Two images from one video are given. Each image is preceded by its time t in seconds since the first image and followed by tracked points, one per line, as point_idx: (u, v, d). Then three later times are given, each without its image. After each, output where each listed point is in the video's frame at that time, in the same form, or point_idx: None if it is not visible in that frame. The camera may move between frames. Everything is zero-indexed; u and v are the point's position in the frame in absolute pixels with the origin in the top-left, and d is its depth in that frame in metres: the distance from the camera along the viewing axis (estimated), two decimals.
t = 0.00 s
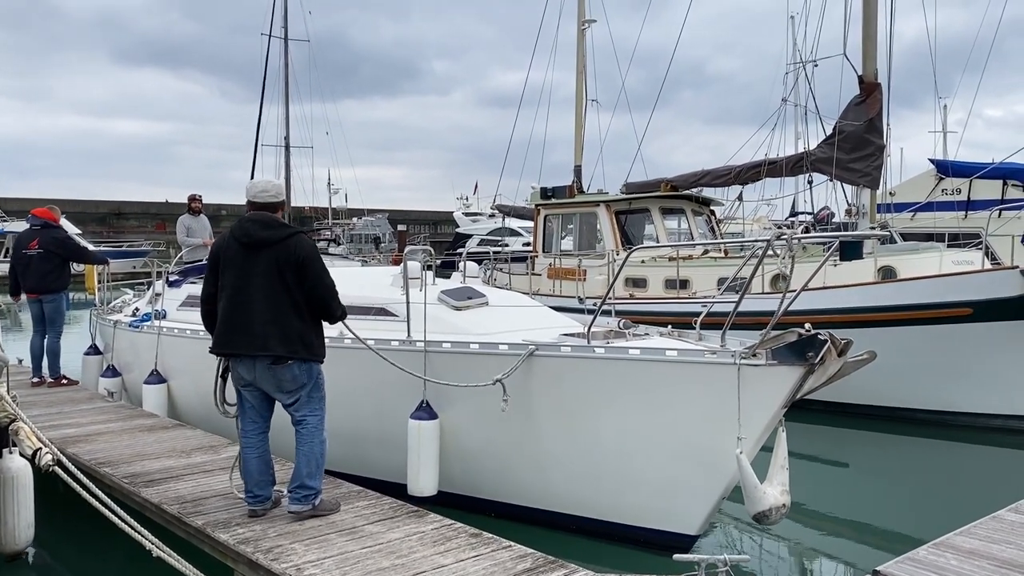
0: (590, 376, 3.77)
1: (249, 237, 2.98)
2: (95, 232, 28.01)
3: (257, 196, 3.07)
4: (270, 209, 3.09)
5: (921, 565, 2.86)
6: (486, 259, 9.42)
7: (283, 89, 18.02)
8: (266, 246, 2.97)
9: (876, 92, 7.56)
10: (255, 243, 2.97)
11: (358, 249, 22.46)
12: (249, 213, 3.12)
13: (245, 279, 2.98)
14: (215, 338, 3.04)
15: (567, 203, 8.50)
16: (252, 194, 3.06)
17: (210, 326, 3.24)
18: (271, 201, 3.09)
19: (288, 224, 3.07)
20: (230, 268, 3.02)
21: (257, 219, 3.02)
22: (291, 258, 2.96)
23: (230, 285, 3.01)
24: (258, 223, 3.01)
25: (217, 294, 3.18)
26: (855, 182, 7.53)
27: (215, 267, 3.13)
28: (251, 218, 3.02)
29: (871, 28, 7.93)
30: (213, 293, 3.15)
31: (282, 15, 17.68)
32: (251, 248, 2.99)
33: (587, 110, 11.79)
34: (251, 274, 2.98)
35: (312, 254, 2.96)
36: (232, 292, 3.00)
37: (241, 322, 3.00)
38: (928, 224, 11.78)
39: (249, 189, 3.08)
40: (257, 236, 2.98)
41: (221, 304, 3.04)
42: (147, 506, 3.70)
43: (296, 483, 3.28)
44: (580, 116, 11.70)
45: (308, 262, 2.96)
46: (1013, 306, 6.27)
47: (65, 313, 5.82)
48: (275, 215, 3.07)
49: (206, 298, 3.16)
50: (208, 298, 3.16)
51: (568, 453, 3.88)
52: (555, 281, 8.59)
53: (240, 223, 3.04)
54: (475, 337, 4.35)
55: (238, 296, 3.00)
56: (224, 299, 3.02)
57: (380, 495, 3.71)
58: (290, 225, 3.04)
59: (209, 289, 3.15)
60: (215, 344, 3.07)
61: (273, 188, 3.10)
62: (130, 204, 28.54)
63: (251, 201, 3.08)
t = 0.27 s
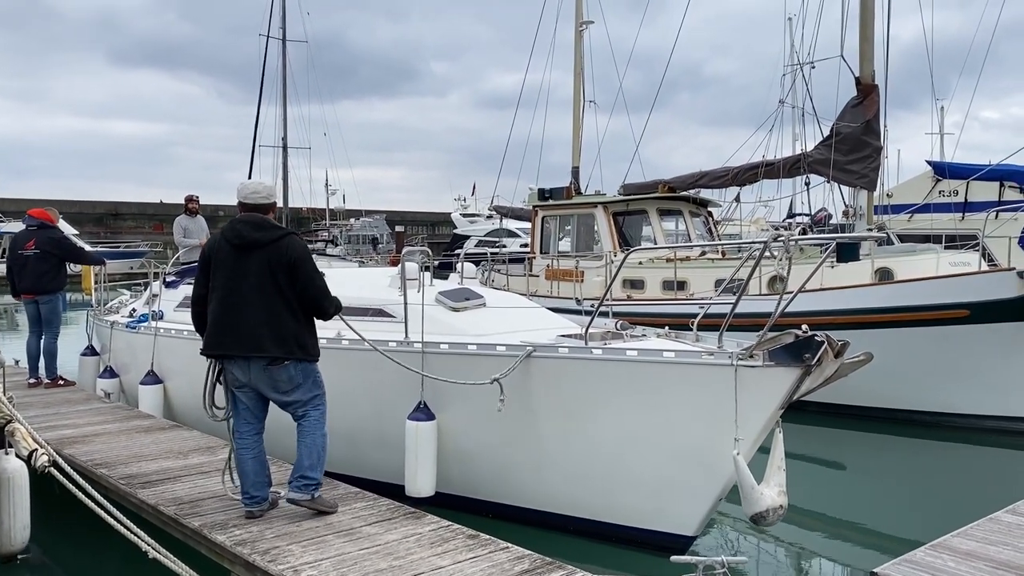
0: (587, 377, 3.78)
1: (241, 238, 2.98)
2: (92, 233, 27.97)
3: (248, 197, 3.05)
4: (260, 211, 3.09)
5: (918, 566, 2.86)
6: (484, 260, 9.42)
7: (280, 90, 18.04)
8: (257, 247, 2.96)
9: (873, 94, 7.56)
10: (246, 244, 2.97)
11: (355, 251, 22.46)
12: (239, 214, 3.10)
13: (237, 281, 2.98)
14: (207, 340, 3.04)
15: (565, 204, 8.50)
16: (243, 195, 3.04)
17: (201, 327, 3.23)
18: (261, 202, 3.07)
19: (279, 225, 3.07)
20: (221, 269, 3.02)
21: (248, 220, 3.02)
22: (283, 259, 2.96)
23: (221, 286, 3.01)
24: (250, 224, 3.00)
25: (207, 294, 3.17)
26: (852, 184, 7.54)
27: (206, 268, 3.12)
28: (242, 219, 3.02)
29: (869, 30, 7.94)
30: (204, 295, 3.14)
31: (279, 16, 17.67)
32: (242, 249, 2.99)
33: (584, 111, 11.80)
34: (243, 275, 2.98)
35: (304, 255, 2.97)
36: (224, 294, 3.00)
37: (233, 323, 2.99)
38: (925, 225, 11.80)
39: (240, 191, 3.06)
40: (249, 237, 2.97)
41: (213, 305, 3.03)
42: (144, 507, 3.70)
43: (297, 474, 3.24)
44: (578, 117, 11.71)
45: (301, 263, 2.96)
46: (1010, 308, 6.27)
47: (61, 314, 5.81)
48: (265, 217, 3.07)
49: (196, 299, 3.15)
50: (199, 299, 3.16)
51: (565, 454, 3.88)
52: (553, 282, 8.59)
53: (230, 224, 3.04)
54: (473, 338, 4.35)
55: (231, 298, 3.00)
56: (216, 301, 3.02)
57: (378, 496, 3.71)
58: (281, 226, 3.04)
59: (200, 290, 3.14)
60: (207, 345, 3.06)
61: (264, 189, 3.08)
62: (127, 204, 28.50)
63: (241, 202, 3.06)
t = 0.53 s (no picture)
0: (584, 378, 3.78)
1: (237, 239, 2.99)
2: (89, 234, 27.93)
3: (242, 198, 3.07)
4: (254, 212, 3.10)
5: (915, 568, 2.86)
6: (482, 261, 9.42)
7: (278, 91, 18.04)
8: (254, 247, 2.98)
9: (870, 96, 7.57)
10: (243, 244, 2.98)
11: (352, 252, 22.46)
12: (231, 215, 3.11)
13: (234, 281, 2.98)
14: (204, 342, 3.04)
15: (562, 206, 8.50)
16: (238, 196, 3.06)
17: (191, 330, 3.21)
18: (254, 202, 3.10)
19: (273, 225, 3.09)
20: (217, 270, 3.02)
21: (243, 220, 3.03)
22: (280, 259, 2.98)
23: (218, 287, 3.00)
24: (245, 224, 3.01)
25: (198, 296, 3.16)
26: (848, 186, 7.56)
27: (198, 269, 3.11)
28: (237, 220, 3.02)
29: (865, 33, 7.96)
30: (196, 296, 3.12)
31: (277, 17, 17.67)
32: (238, 250, 2.99)
33: (582, 113, 11.81)
34: (239, 275, 2.98)
35: (300, 254, 2.99)
36: (221, 295, 3.00)
37: (231, 324, 3.00)
38: (921, 228, 11.82)
39: (234, 192, 3.08)
40: (244, 237, 2.98)
41: (208, 306, 3.03)
42: (140, 509, 3.69)
43: (294, 473, 3.38)
44: (576, 118, 11.72)
45: (298, 262, 2.99)
46: (1006, 310, 6.29)
47: (57, 315, 5.79)
48: (259, 217, 3.09)
49: (187, 301, 3.13)
50: (191, 300, 3.13)
51: (563, 455, 3.88)
52: (550, 284, 8.59)
53: (225, 224, 3.04)
54: (470, 339, 4.35)
55: (228, 299, 3.00)
56: (212, 301, 3.02)
57: (375, 498, 3.70)
58: (276, 226, 3.06)
59: (191, 291, 3.13)
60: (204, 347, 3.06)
61: (257, 190, 3.10)
62: (124, 205, 28.46)
63: (235, 203, 3.08)
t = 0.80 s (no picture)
0: (581, 379, 3.78)
1: (238, 239, 3.00)
2: (87, 235, 27.92)
3: (243, 200, 3.09)
4: (253, 212, 3.11)
5: (912, 570, 2.87)
6: (479, 263, 9.42)
7: (275, 93, 18.04)
8: (256, 247, 3.00)
9: (867, 98, 7.58)
10: (246, 245, 3.00)
11: (350, 253, 22.45)
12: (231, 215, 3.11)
13: (236, 281, 2.99)
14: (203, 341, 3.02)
15: (560, 208, 8.51)
16: (240, 198, 3.08)
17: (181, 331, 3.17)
18: (252, 203, 3.11)
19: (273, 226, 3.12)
20: (218, 270, 3.02)
21: (244, 221, 3.05)
22: (284, 260, 3.02)
23: (219, 287, 3.01)
24: (247, 225, 3.03)
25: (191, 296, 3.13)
26: (846, 188, 7.57)
27: (194, 269, 3.09)
28: (239, 220, 3.04)
29: (863, 36, 7.98)
30: (191, 295, 3.11)
31: (274, 18, 17.68)
32: (240, 250, 3.01)
33: (580, 115, 11.82)
34: (241, 274, 2.99)
35: (303, 254, 3.04)
36: (222, 295, 3.01)
37: (232, 323, 3.01)
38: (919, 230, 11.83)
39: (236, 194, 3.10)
40: (247, 237, 3.00)
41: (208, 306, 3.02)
42: (137, 511, 3.68)
43: (273, 473, 3.55)
44: (574, 121, 11.73)
45: (302, 263, 3.04)
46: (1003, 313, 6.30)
47: (54, 316, 5.78)
48: (260, 218, 3.11)
49: (180, 301, 3.10)
50: (185, 301, 3.10)
51: (560, 456, 3.88)
52: (548, 286, 8.59)
53: (226, 224, 3.05)
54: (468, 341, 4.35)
55: (229, 299, 3.01)
56: (211, 300, 3.02)
57: (372, 499, 3.70)
58: (277, 228, 3.09)
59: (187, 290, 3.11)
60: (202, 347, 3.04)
61: (257, 191, 3.12)
62: (121, 207, 28.43)
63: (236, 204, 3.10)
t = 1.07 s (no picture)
0: (579, 381, 3.78)
1: (246, 238, 3.04)
2: (86, 237, 27.90)
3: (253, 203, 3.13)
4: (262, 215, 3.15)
5: (910, 573, 2.87)
6: (478, 266, 9.43)
7: (274, 95, 18.07)
8: (263, 248, 3.03)
9: (865, 101, 7.60)
10: (254, 245, 3.03)
11: (348, 255, 22.46)
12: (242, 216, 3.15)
13: (240, 279, 3.01)
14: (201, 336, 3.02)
15: (559, 210, 8.52)
16: (252, 201, 3.12)
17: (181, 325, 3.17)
18: (262, 207, 3.13)
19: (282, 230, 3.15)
20: (223, 267, 3.04)
21: (254, 222, 3.08)
22: (289, 262, 3.04)
23: (222, 284, 3.02)
24: (256, 226, 3.07)
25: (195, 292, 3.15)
26: (844, 191, 7.58)
27: (200, 265, 3.11)
28: (249, 221, 3.08)
29: (861, 39, 8.00)
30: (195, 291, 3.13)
31: (273, 20, 17.71)
32: (247, 250, 3.04)
33: (579, 118, 11.84)
34: (245, 273, 3.02)
35: (308, 258, 3.07)
36: (225, 292, 3.02)
37: (232, 321, 3.01)
38: (918, 234, 11.84)
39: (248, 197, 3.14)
40: (255, 238, 3.04)
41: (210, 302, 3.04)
42: (135, 513, 3.68)
43: (271, 475, 3.54)
44: (573, 123, 11.74)
45: (307, 267, 3.06)
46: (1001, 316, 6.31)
47: (53, 318, 5.78)
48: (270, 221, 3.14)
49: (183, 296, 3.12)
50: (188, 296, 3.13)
51: (559, 458, 3.88)
52: (547, 288, 8.60)
53: (236, 224, 3.09)
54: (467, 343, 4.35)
55: (231, 296, 3.02)
56: (213, 296, 3.03)
57: (371, 501, 3.70)
58: (285, 232, 3.13)
59: (191, 285, 3.13)
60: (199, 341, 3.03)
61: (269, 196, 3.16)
62: (120, 209, 28.43)
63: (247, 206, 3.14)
